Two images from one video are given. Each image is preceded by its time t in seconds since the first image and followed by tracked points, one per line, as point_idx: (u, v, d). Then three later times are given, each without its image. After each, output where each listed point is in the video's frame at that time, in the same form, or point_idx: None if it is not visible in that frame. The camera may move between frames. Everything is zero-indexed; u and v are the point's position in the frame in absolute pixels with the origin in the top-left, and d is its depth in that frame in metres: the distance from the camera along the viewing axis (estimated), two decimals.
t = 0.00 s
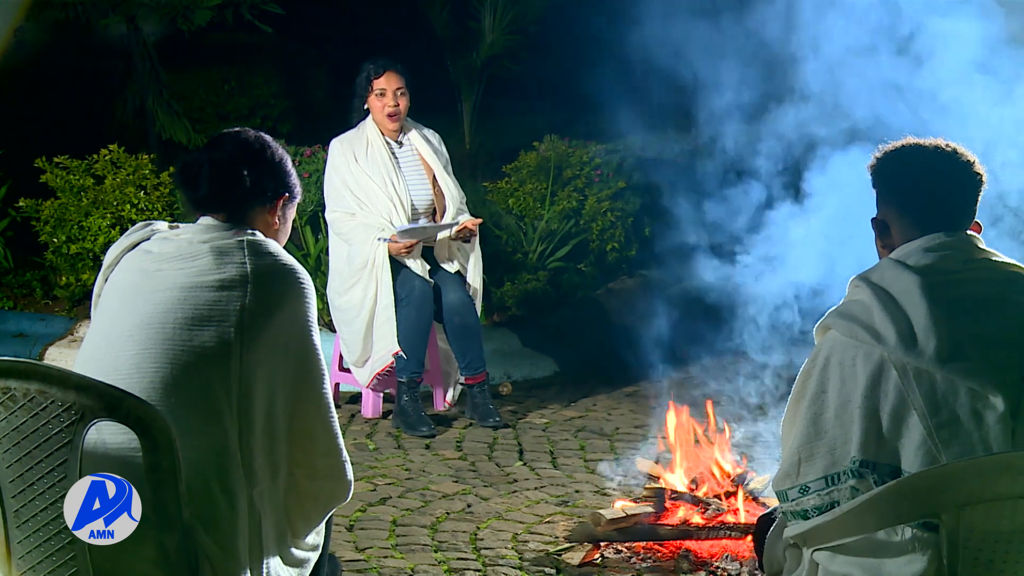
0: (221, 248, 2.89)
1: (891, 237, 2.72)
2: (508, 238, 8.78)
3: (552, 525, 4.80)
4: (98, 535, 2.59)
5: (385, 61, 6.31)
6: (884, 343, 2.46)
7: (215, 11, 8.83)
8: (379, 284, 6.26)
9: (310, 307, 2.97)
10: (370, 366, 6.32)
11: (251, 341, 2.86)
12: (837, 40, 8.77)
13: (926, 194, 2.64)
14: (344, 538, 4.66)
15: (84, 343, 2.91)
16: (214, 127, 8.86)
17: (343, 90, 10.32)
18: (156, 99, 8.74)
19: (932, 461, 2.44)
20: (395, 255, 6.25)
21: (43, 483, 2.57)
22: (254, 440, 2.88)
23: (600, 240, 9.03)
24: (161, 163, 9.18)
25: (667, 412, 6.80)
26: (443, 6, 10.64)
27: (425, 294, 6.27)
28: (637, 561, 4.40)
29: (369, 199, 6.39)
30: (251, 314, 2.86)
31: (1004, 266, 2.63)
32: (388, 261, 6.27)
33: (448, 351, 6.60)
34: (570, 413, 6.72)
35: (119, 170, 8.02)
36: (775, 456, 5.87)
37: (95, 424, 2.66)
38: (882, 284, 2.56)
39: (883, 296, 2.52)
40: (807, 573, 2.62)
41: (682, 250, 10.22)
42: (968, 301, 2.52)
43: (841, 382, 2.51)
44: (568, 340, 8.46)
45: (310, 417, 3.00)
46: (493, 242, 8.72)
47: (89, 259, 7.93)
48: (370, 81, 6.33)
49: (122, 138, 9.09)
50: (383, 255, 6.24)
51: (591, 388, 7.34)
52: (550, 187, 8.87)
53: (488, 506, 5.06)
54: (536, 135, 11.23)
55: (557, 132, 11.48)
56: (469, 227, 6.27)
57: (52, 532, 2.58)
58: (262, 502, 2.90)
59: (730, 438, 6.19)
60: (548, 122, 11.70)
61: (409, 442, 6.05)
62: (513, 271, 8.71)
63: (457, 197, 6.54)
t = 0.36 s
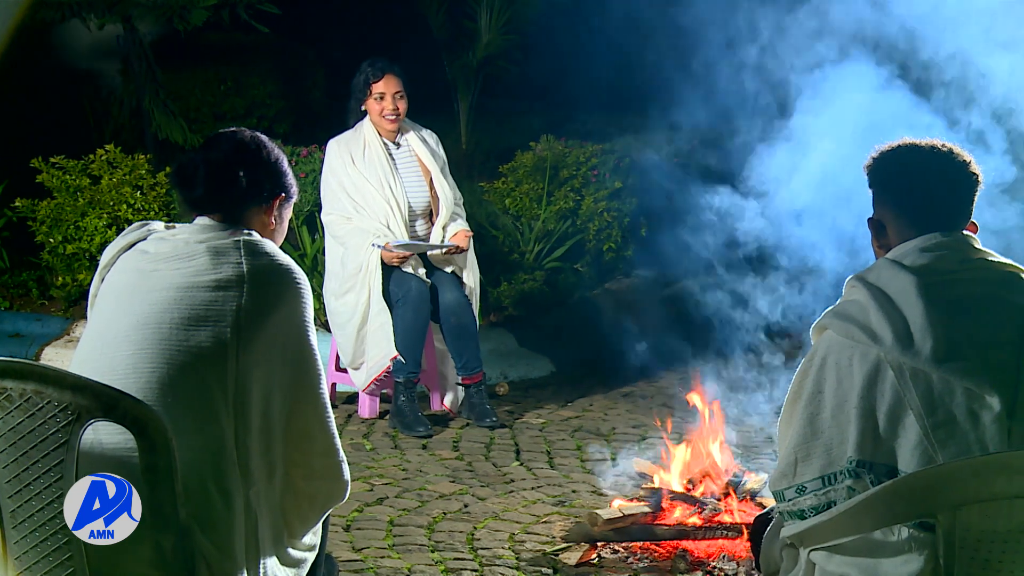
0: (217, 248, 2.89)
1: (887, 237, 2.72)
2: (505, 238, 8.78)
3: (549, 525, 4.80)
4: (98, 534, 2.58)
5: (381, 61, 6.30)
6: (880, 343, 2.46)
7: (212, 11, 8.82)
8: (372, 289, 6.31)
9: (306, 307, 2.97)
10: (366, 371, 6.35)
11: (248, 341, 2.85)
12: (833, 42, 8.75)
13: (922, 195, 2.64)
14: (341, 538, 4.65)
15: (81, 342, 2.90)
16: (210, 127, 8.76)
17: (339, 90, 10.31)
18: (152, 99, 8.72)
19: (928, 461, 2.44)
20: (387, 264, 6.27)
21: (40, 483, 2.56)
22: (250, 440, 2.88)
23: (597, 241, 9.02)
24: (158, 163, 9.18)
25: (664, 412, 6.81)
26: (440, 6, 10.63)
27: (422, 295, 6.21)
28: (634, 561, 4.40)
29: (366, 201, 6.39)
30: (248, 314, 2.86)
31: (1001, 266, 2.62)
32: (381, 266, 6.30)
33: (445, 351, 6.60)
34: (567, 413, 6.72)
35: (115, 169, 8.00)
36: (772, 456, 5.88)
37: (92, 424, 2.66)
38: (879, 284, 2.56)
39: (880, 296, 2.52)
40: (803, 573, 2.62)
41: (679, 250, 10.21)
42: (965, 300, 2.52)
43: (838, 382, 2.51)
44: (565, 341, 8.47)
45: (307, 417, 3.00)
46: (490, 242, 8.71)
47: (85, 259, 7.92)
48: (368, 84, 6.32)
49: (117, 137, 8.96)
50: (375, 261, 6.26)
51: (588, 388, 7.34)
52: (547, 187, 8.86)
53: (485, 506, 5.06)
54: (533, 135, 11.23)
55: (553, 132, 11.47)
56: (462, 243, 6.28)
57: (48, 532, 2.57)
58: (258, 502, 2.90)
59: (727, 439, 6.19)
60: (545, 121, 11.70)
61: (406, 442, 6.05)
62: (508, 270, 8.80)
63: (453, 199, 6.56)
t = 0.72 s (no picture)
0: (214, 248, 2.88)
1: (885, 238, 2.72)
2: (502, 238, 8.78)
3: (547, 525, 4.80)
4: (97, 535, 2.58)
5: (377, 62, 6.31)
6: (877, 343, 2.46)
7: (210, 12, 8.82)
8: (376, 291, 6.29)
9: (303, 307, 2.96)
10: (363, 370, 6.35)
11: (245, 340, 2.85)
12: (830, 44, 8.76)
13: (921, 196, 2.64)
14: (338, 538, 4.65)
15: (78, 342, 2.90)
16: (208, 127, 8.85)
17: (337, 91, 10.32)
18: (149, 99, 8.78)
19: (926, 461, 2.44)
20: (395, 263, 6.21)
21: (37, 483, 2.56)
22: (248, 440, 2.88)
23: (595, 241, 9.02)
24: (155, 163, 9.17)
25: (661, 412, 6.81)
26: (438, 6, 10.63)
27: (419, 295, 6.23)
28: (631, 561, 4.40)
29: (365, 202, 6.38)
30: (244, 314, 2.85)
31: (998, 266, 2.62)
32: (388, 267, 6.27)
33: (443, 352, 6.60)
34: (564, 413, 6.72)
35: (112, 169, 8.00)
36: (769, 456, 5.88)
37: (89, 424, 2.65)
38: (876, 284, 2.56)
39: (877, 296, 2.52)
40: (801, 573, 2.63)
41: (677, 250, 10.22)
42: (962, 300, 2.52)
43: (836, 382, 2.51)
44: (562, 341, 8.47)
45: (304, 418, 2.99)
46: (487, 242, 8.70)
47: (83, 259, 7.91)
48: (366, 84, 6.32)
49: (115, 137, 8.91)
50: (383, 260, 6.24)
51: (586, 388, 7.34)
52: (544, 187, 8.85)
53: (482, 506, 5.06)
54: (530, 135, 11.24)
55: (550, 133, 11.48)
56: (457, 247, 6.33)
57: (46, 532, 2.56)
58: (256, 502, 2.90)
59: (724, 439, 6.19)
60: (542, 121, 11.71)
61: (404, 442, 6.05)
62: (506, 270, 8.80)
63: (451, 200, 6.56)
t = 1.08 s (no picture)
0: (211, 248, 2.88)
1: (883, 237, 2.73)
2: (499, 238, 8.70)
3: (545, 525, 4.80)
4: (98, 535, 2.57)
5: (375, 62, 6.31)
6: (875, 343, 2.46)
7: (208, 11, 8.81)
8: (374, 291, 6.28)
9: (301, 306, 2.96)
10: (362, 370, 6.35)
11: (242, 340, 2.85)
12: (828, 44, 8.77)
13: (918, 196, 2.64)
14: (336, 538, 4.65)
15: (75, 342, 2.90)
16: (206, 127, 8.87)
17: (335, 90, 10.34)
18: (146, 99, 8.70)
19: (923, 460, 2.44)
20: (392, 264, 6.23)
21: (35, 483, 2.55)
22: (245, 440, 2.88)
23: (592, 240, 9.03)
24: (153, 163, 9.16)
25: (659, 412, 6.81)
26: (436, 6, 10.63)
27: (416, 294, 6.23)
28: (629, 561, 4.40)
29: (363, 201, 6.38)
30: (241, 314, 2.85)
31: (996, 265, 2.62)
32: (386, 267, 6.26)
33: (441, 352, 6.60)
34: (561, 413, 6.72)
35: (110, 169, 7.99)
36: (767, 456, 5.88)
37: (87, 424, 2.66)
38: (874, 284, 2.57)
39: (875, 296, 2.52)
40: (799, 573, 2.63)
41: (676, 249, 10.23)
42: (960, 300, 2.52)
43: (834, 382, 2.51)
44: (560, 341, 8.48)
45: (301, 417, 2.99)
46: (485, 242, 8.70)
47: (80, 259, 7.90)
48: (365, 84, 6.31)
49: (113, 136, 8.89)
50: (380, 260, 6.23)
51: (584, 388, 7.34)
52: (543, 187, 8.84)
53: (480, 506, 5.06)
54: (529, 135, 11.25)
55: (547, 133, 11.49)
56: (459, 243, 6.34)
57: (43, 532, 2.56)
58: (253, 502, 2.90)
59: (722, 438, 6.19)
60: (540, 121, 11.71)
61: (402, 442, 6.05)
62: (504, 272, 8.71)
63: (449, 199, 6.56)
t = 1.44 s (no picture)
0: (204, 248, 2.88)
1: (879, 237, 2.73)
2: (495, 238, 8.83)
3: (540, 525, 4.80)
4: (98, 534, 2.60)
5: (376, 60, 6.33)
6: (871, 342, 2.47)
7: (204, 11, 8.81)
8: (369, 291, 6.25)
9: (294, 305, 2.96)
10: (358, 369, 6.32)
11: (236, 339, 2.84)
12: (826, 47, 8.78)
13: (914, 195, 2.65)
14: (332, 538, 4.65)
15: (69, 342, 2.90)
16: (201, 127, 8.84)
17: (331, 91, 10.35)
18: (141, 99, 8.74)
19: (919, 459, 2.45)
20: (386, 260, 6.24)
21: (30, 483, 2.54)
22: (240, 439, 2.87)
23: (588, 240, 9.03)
24: (148, 163, 9.15)
25: (655, 412, 6.81)
26: (432, 6, 10.64)
27: (412, 295, 6.27)
28: (625, 561, 4.41)
29: (359, 200, 6.37)
30: (235, 312, 2.85)
31: (992, 265, 2.62)
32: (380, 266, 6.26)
33: (436, 352, 6.60)
34: (558, 413, 6.71)
35: (105, 169, 7.98)
36: (763, 456, 5.89)
37: (82, 424, 2.68)
38: (870, 283, 2.57)
39: (871, 296, 2.52)
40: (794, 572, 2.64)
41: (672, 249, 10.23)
42: (956, 299, 2.52)
43: (830, 381, 2.52)
44: (556, 341, 8.47)
45: (296, 416, 2.99)
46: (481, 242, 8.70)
47: (75, 259, 7.88)
48: (361, 80, 6.32)
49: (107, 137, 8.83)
50: (374, 260, 6.23)
51: (579, 388, 7.34)
52: (538, 187, 8.86)
53: (476, 506, 5.06)
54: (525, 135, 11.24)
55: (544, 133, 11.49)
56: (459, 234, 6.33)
57: (38, 532, 2.55)
58: (249, 501, 2.90)
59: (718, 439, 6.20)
60: (535, 121, 11.71)
61: (397, 442, 6.04)
62: (500, 271, 8.84)
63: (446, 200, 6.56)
